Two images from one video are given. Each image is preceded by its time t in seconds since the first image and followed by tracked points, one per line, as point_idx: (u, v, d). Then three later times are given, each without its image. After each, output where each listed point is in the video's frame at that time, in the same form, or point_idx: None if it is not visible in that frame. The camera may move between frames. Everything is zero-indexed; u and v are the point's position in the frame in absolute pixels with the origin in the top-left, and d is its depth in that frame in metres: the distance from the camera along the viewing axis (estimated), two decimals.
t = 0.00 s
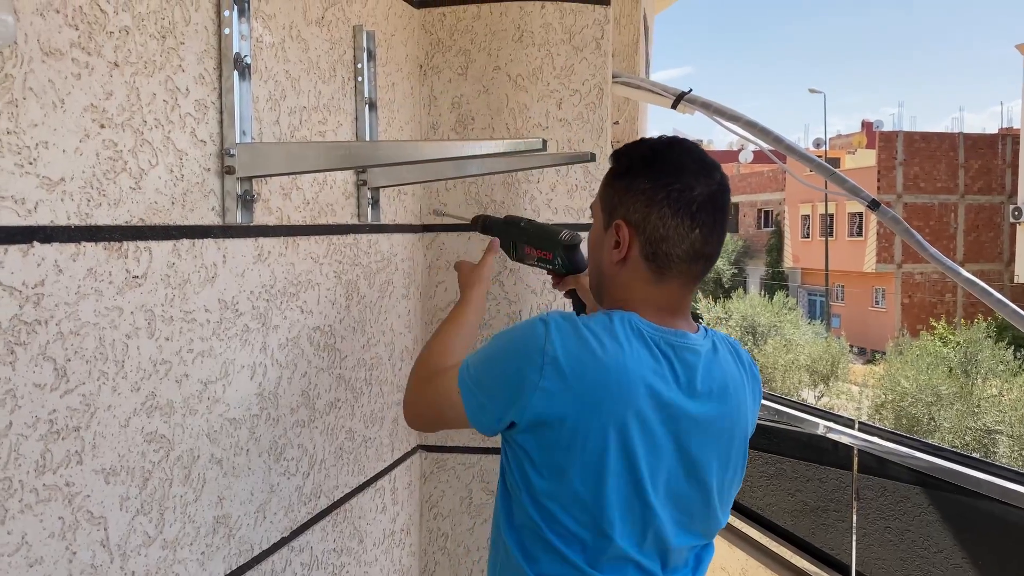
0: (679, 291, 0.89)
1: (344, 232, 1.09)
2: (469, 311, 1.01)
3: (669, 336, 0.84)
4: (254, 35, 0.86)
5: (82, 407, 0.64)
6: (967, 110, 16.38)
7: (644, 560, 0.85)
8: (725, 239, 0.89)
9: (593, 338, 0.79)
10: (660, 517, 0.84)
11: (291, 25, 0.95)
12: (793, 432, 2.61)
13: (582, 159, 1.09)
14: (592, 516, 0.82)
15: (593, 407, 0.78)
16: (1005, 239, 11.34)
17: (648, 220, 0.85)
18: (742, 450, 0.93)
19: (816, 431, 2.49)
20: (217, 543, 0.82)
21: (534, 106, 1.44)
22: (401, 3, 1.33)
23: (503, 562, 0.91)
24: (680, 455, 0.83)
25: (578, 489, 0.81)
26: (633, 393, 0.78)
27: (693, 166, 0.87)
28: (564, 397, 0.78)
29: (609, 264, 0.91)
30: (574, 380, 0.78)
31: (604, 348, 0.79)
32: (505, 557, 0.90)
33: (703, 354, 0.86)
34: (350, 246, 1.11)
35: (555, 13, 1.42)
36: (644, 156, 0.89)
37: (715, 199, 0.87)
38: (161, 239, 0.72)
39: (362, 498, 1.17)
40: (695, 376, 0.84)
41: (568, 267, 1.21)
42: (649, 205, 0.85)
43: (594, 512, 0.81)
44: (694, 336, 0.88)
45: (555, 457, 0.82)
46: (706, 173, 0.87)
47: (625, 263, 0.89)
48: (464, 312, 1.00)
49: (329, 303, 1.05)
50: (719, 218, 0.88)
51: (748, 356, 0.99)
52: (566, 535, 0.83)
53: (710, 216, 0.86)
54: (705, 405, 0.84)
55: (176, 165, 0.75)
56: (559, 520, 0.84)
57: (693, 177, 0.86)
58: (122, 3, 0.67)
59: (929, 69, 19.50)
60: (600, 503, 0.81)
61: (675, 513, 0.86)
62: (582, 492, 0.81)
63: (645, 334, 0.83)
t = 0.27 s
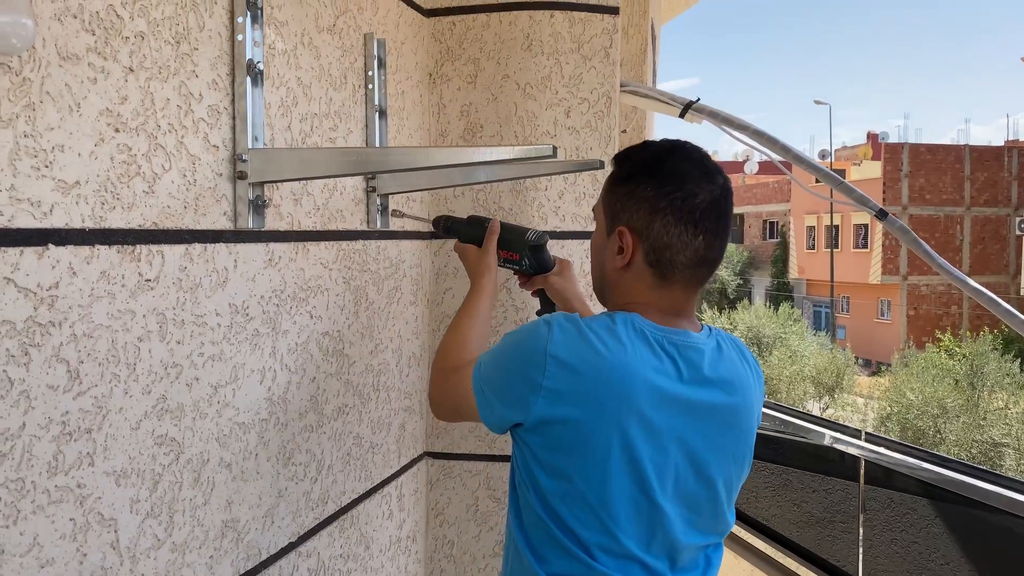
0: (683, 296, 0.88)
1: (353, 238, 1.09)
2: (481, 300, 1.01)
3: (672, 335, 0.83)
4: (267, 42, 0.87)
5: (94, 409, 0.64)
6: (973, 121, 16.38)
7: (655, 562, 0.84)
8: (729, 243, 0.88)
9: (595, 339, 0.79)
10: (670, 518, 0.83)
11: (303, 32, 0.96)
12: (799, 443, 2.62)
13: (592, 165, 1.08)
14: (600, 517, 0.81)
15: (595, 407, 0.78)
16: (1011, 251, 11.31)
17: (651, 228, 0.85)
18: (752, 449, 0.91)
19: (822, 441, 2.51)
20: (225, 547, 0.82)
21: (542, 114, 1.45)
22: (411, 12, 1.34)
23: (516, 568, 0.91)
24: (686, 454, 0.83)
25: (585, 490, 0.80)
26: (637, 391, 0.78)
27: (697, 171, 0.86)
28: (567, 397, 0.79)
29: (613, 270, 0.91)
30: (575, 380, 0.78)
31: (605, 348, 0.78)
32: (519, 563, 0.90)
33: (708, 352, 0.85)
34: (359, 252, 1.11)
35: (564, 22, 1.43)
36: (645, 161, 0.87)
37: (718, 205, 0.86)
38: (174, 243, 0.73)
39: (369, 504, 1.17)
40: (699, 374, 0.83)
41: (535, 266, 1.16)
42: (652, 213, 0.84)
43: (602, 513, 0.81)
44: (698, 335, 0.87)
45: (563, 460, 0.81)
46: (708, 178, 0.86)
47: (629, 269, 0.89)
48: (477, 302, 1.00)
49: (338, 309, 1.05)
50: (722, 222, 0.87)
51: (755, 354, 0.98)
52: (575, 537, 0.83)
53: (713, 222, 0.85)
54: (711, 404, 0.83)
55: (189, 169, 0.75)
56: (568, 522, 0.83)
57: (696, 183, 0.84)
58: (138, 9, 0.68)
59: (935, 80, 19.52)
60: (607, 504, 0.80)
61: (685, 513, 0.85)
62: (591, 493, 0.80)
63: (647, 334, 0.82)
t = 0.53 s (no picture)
0: (677, 306, 0.88)
1: (358, 245, 1.10)
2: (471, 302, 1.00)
3: (666, 348, 0.83)
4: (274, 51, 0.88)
5: (99, 415, 0.64)
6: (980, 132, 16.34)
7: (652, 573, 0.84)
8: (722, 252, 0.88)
9: (590, 353, 0.79)
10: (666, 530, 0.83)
11: (310, 42, 0.97)
12: (804, 454, 2.59)
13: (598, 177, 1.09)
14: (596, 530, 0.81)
15: (591, 420, 0.78)
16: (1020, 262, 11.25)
17: (644, 239, 0.84)
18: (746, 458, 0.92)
19: (828, 452, 2.49)
20: (228, 554, 0.82)
21: (547, 124, 1.45)
22: (418, 22, 1.35)
23: None
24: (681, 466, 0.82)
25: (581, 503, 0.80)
26: (633, 404, 0.78)
27: (689, 182, 0.86)
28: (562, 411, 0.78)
29: (606, 281, 0.91)
30: (570, 393, 0.78)
31: (600, 360, 0.78)
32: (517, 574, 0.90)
33: (702, 363, 0.85)
34: (364, 260, 1.11)
35: (570, 32, 1.44)
36: (637, 172, 0.87)
37: (710, 215, 0.86)
38: (180, 250, 0.73)
39: (372, 512, 1.17)
40: (693, 385, 0.83)
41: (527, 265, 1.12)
42: (645, 224, 0.84)
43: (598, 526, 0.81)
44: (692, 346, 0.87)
45: (560, 473, 0.81)
46: (700, 189, 0.86)
47: (622, 280, 0.89)
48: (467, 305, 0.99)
49: (343, 316, 1.06)
50: (714, 232, 0.87)
51: (748, 361, 0.98)
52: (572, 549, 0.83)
53: (705, 233, 0.85)
54: (705, 415, 0.83)
55: (196, 177, 0.76)
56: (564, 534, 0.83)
57: (687, 194, 0.84)
58: (147, 18, 0.68)
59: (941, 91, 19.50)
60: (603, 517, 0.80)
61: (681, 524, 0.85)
62: (589, 507, 0.80)
63: (642, 346, 0.82)
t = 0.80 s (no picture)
0: (664, 312, 0.86)
1: (361, 250, 1.09)
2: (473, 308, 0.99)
3: (652, 356, 0.81)
4: (278, 55, 0.88)
5: (99, 419, 0.64)
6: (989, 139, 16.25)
7: None
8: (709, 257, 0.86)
9: (573, 362, 0.77)
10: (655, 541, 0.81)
11: (315, 46, 0.97)
12: (811, 463, 2.57)
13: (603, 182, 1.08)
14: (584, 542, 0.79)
15: (574, 431, 0.76)
16: None
17: (628, 245, 0.82)
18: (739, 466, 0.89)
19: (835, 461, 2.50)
20: (229, 560, 0.81)
21: (553, 129, 1.45)
22: (423, 27, 1.36)
23: None
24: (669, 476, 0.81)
25: (568, 514, 0.79)
26: (617, 414, 0.76)
27: (673, 184, 0.83)
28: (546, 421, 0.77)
29: (592, 287, 0.89)
30: (553, 403, 0.76)
31: (583, 369, 0.77)
32: None
33: (690, 371, 0.84)
34: (367, 265, 1.11)
35: (575, 38, 1.44)
36: (620, 176, 0.85)
37: (695, 219, 0.83)
38: (182, 253, 0.73)
39: (375, 519, 1.16)
40: (681, 393, 0.81)
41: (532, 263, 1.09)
42: (628, 230, 0.82)
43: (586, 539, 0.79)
44: (681, 353, 0.86)
45: (546, 484, 0.80)
46: (685, 192, 0.83)
47: (607, 286, 0.86)
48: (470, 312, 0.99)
49: (346, 321, 1.05)
50: (700, 236, 0.84)
51: (741, 366, 0.95)
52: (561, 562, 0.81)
53: (689, 237, 0.83)
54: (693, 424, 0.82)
55: (198, 181, 0.76)
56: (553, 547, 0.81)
57: (671, 198, 0.82)
58: (150, 21, 0.69)
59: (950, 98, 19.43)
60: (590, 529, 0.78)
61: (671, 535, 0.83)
62: (575, 518, 0.79)
63: (628, 354, 0.81)
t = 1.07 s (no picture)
0: (657, 321, 0.84)
1: (368, 255, 1.09)
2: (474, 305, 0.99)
3: (644, 366, 0.80)
4: (284, 60, 0.88)
5: (105, 423, 0.64)
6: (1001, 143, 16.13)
7: None
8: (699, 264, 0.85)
9: (563, 372, 0.77)
10: (650, 553, 0.79)
11: (321, 51, 0.97)
12: (820, 468, 2.52)
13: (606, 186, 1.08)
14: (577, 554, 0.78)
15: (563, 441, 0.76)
16: None
17: (618, 253, 0.81)
18: (738, 475, 0.88)
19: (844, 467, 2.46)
20: (235, 565, 0.81)
21: (559, 134, 1.45)
22: (429, 32, 1.36)
23: None
24: (663, 486, 0.79)
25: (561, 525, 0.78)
26: (606, 425, 0.75)
27: (661, 192, 0.82)
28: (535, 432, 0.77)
29: (584, 296, 0.87)
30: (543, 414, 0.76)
31: (571, 379, 0.76)
32: None
33: (684, 380, 0.82)
34: (374, 270, 1.11)
35: (582, 42, 1.44)
36: (608, 186, 0.84)
37: (684, 228, 0.83)
38: (188, 257, 0.73)
39: (381, 524, 1.15)
40: (673, 402, 0.80)
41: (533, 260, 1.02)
42: (618, 239, 0.81)
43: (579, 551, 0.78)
44: (676, 361, 0.84)
45: (540, 495, 0.79)
46: (673, 201, 0.83)
47: (599, 295, 0.85)
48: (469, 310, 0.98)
49: (353, 326, 1.05)
50: (690, 244, 0.83)
51: (743, 374, 0.93)
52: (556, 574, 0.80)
53: (679, 244, 0.82)
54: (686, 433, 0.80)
55: (205, 185, 0.76)
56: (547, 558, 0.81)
57: (659, 207, 0.81)
58: (157, 26, 0.69)
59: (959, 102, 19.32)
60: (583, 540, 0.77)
61: (668, 546, 0.82)
62: (568, 530, 0.78)
63: (619, 363, 0.80)
